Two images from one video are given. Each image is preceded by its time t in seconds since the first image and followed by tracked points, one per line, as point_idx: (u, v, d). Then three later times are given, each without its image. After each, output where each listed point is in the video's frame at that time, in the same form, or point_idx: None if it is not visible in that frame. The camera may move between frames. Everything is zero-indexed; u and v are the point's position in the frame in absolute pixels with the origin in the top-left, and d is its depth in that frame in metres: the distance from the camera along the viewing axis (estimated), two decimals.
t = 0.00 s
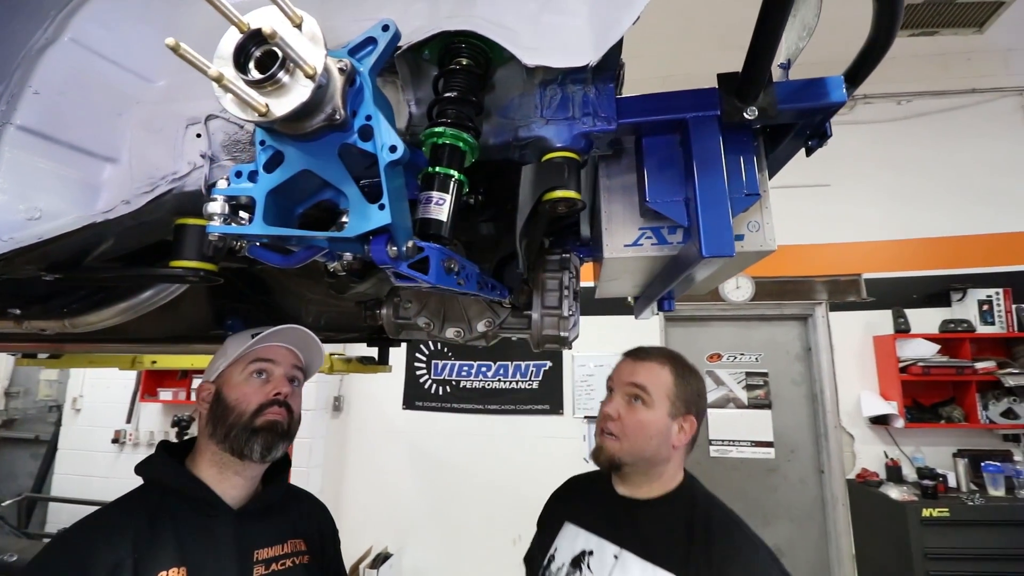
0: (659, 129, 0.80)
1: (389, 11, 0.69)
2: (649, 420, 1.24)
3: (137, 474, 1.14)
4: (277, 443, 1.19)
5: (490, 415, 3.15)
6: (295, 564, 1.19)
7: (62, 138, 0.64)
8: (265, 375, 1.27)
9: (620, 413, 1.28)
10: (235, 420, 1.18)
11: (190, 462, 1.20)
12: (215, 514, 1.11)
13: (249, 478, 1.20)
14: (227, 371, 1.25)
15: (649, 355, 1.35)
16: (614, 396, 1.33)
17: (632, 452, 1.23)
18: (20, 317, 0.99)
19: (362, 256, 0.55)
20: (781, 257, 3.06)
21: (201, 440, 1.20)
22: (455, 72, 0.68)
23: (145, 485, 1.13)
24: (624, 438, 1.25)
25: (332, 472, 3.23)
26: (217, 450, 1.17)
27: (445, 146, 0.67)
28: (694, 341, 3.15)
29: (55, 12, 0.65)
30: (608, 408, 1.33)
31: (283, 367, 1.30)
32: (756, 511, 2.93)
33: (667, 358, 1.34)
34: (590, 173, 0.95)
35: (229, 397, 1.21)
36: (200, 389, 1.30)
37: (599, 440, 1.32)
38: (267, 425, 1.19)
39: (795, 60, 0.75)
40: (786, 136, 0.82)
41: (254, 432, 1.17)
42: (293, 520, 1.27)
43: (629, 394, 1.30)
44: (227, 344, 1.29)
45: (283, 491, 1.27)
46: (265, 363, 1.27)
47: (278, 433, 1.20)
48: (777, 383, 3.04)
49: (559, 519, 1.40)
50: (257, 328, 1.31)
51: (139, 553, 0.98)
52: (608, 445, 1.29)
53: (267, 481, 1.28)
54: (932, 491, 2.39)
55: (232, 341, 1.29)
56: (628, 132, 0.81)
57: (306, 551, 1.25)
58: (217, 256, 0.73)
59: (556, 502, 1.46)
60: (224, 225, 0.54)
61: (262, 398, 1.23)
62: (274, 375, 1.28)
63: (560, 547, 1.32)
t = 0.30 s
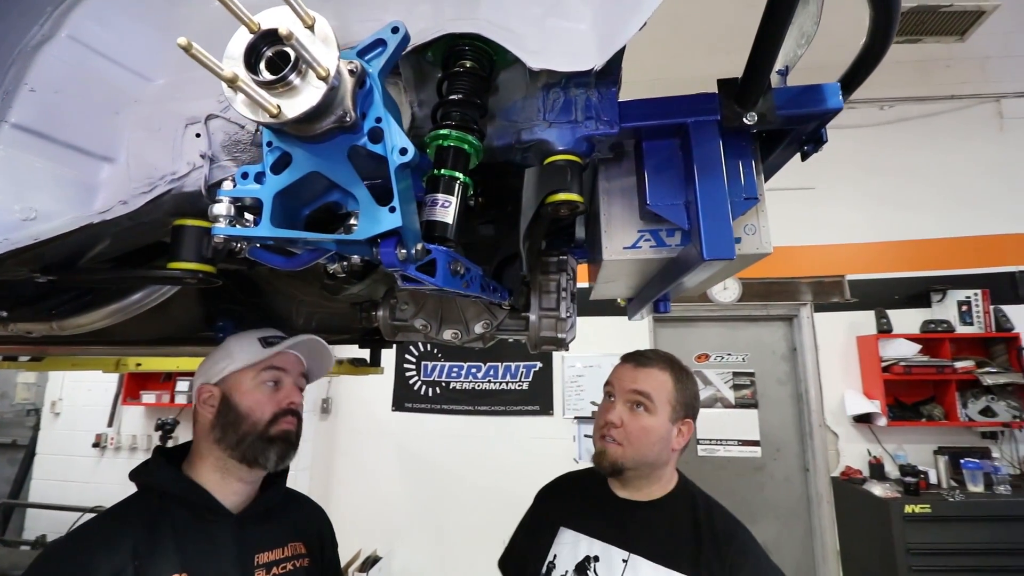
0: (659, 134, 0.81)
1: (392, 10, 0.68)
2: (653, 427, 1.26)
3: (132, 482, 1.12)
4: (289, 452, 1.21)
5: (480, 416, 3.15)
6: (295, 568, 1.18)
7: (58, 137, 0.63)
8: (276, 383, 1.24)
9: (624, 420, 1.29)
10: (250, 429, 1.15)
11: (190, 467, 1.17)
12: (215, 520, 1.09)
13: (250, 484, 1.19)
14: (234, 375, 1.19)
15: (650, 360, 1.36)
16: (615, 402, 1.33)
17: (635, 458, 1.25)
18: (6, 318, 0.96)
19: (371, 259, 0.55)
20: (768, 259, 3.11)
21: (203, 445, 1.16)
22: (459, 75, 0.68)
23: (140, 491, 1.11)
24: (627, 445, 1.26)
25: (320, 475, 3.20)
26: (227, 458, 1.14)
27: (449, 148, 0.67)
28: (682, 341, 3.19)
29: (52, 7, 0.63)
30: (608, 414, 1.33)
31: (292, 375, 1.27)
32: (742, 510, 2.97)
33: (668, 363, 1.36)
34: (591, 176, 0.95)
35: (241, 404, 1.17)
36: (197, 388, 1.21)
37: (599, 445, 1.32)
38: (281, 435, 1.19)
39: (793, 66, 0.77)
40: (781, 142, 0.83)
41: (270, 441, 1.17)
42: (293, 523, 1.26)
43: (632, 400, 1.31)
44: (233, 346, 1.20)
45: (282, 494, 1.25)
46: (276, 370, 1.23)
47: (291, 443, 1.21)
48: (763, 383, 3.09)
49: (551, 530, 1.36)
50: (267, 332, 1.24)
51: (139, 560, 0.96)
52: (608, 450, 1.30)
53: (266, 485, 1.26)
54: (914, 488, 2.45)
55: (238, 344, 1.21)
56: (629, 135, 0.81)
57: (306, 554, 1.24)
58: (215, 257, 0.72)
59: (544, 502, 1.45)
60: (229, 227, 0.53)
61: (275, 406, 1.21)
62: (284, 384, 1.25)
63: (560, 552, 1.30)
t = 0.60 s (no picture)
0: (655, 140, 0.83)
1: (391, 14, 0.68)
2: (642, 431, 1.30)
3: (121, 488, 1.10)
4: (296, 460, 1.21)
5: (468, 417, 3.14)
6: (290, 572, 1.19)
7: (52, 138, 0.62)
8: (285, 392, 1.20)
9: (615, 424, 1.30)
10: (264, 441, 1.12)
11: (187, 475, 1.11)
12: (210, 525, 1.07)
13: (249, 489, 1.16)
14: (244, 384, 1.13)
15: (639, 366, 1.40)
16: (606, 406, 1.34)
17: (624, 461, 1.27)
18: None
19: (376, 264, 0.55)
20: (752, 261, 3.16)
21: (206, 454, 1.10)
22: (459, 80, 0.68)
23: (130, 498, 1.09)
24: (618, 448, 1.27)
25: (305, 478, 3.16)
26: (236, 468, 1.11)
27: (450, 154, 0.67)
28: (668, 343, 3.23)
29: (46, 5, 0.62)
30: (598, 417, 1.35)
31: (298, 384, 1.25)
32: (726, 508, 3.01)
33: (656, 370, 1.40)
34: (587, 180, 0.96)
35: (253, 415, 1.12)
36: (197, 394, 1.13)
37: (588, 448, 1.33)
38: (292, 445, 1.19)
39: (785, 76, 0.79)
40: (773, 150, 0.85)
41: (283, 451, 1.16)
42: (287, 527, 1.25)
43: (622, 405, 1.34)
44: (241, 352, 1.14)
45: (276, 498, 1.24)
46: (284, 380, 1.20)
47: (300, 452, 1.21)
48: (747, 383, 3.14)
49: (535, 527, 1.35)
50: (272, 339, 1.21)
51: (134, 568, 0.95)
52: (598, 453, 1.30)
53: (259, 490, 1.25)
54: (893, 486, 2.52)
55: (246, 351, 1.15)
56: (626, 141, 0.83)
57: (301, 558, 1.24)
58: (211, 260, 0.71)
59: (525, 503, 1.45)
60: (232, 231, 0.52)
61: (285, 415, 1.18)
62: (292, 393, 1.22)
63: (543, 550, 1.30)
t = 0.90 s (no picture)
0: (657, 146, 0.83)
1: (397, 19, 0.69)
2: (638, 435, 1.31)
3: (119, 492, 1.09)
4: (299, 463, 1.22)
5: (462, 418, 3.14)
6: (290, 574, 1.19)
7: (58, 139, 0.62)
8: (289, 396, 1.20)
9: (612, 427, 1.31)
10: (270, 446, 1.12)
11: (189, 478, 1.10)
12: (211, 528, 1.07)
13: (250, 492, 1.16)
14: (249, 388, 1.12)
15: (636, 372, 1.41)
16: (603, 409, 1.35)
17: (618, 463, 1.28)
18: None
19: (386, 267, 0.56)
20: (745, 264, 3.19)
21: (210, 458, 1.09)
22: (465, 85, 0.68)
23: (129, 501, 1.08)
24: (613, 451, 1.28)
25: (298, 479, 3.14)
26: (241, 473, 1.10)
27: (456, 157, 0.67)
28: (661, 344, 3.26)
29: (51, 5, 0.61)
30: (595, 420, 1.35)
31: (302, 388, 1.24)
32: (717, 509, 3.04)
33: (652, 377, 1.42)
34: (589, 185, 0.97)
35: (259, 420, 1.11)
36: (200, 398, 1.11)
37: (583, 449, 1.33)
38: (297, 448, 1.19)
39: (786, 85, 0.81)
40: (772, 157, 0.86)
41: (288, 455, 1.16)
42: (287, 529, 1.25)
43: (620, 409, 1.35)
44: (244, 356, 1.13)
45: (276, 500, 1.24)
46: (289, 384, 1.19)
47: (303, 455, 1.21)
48: (739, 385, 3.17)
49: (524, 525, 1.37)
50: (276, 342, 1.20)
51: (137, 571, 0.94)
52: (593, 454, 1.31)
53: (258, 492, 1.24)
54: (883, 486, 2.56)
55: (252, 355, 1.14)
56: (628, 147, 0.83)
57: (301, 559, 1.25)
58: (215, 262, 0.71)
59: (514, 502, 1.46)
60: (242, 235, 0.53)
61: (290, 420, 1.17)
62: (296, 397, 1.22)
63: (529, 546, 1.31)
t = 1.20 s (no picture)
0: (658, 148, 0.84)
1: (401, 21, 0.69)
2: (612, 435, 1.31)
3: (118, 493, 1.09)
4: (299, 463, 1.22)
5: (458, 415, 3.15)
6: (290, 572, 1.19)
7: (61, 140, 0.61)
8: (289, 396, 1.19)
9: (586, 428, 1.33)
10: (270, 446, 1.12)
11: (188, 478, 1.11)
12: (210, 527, 1.07)
13: (250, 492, 1.16)
14: (248, 389, 1.12)
15: (612, 373, 1.42)
16: (578, 411, 1.37)
17: (593, 463, 1.29)
18: None
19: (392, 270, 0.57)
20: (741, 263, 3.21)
21: (210, 458, 1.09)
22: (469, 88, 0.69)
23: (128, 501, 1.08)
24: (587, 451, 1.29)
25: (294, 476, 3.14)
26: (240, 473, 1.10)
27: (460, 160, 0.67)
28: (656, 342, 3.28)
29: (54, 4, 0.61)
30: (571, 422, 1.37)
31: (301, 388, 1.24)
32: (710, 504, 3.08)
33: (628, 377, 1.42)
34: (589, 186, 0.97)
35: (258, 420, 1.11)
36: (199, 399, 1.11)
37: (560, 451, 1.35)
38: (297, 449, 1.19)
39: (784, 90, 0.82)
40: (772, 159, 0.87)
41: (288, 455, 1.16)
42: (285, 527, 1.25)
43: (594, 410, 1.36)
44: (241, 356, 1.13)
45: (275, 499, 1.24)
46: (289, 384, 1.19)
47: (303, 455, 1.21)
48: (733, 382, 3.20)
49: (511, 522, 1.40)
50: (275, 342, 1.20)
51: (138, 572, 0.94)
52: (568, 455, 1.32)
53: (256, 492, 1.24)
54: (873, 482, 2.59)
55: (251, 356, 1.14)
56: (629, 149, 0.84)
57: (300, 558, 1.25)
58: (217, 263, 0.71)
59: (507, 501, 1.47)
60: (249, 237, 0.53)
61: (290, 420, 1.17)
62: (295, 397, 1.22)
63: (514, 543, 1.33)
